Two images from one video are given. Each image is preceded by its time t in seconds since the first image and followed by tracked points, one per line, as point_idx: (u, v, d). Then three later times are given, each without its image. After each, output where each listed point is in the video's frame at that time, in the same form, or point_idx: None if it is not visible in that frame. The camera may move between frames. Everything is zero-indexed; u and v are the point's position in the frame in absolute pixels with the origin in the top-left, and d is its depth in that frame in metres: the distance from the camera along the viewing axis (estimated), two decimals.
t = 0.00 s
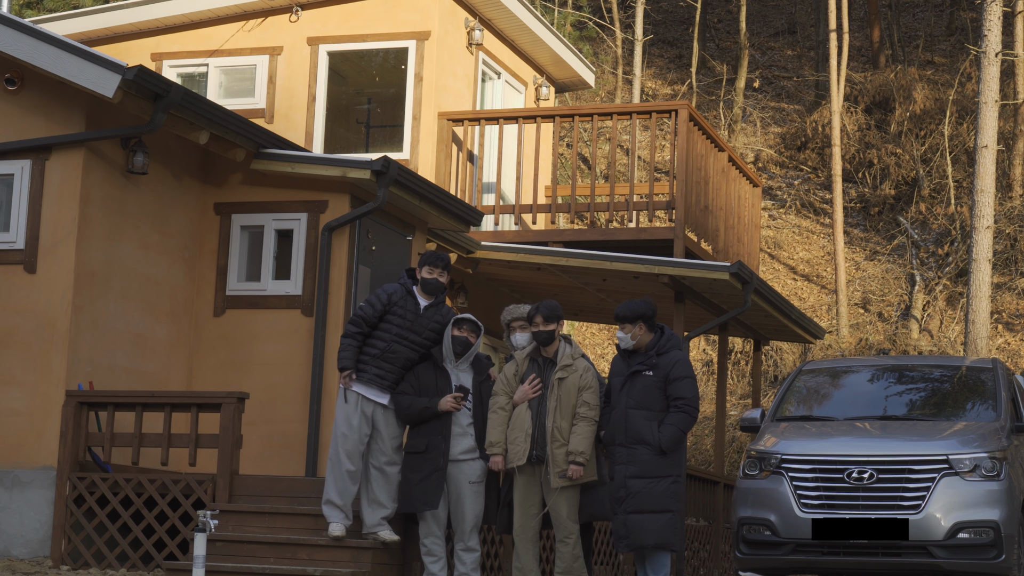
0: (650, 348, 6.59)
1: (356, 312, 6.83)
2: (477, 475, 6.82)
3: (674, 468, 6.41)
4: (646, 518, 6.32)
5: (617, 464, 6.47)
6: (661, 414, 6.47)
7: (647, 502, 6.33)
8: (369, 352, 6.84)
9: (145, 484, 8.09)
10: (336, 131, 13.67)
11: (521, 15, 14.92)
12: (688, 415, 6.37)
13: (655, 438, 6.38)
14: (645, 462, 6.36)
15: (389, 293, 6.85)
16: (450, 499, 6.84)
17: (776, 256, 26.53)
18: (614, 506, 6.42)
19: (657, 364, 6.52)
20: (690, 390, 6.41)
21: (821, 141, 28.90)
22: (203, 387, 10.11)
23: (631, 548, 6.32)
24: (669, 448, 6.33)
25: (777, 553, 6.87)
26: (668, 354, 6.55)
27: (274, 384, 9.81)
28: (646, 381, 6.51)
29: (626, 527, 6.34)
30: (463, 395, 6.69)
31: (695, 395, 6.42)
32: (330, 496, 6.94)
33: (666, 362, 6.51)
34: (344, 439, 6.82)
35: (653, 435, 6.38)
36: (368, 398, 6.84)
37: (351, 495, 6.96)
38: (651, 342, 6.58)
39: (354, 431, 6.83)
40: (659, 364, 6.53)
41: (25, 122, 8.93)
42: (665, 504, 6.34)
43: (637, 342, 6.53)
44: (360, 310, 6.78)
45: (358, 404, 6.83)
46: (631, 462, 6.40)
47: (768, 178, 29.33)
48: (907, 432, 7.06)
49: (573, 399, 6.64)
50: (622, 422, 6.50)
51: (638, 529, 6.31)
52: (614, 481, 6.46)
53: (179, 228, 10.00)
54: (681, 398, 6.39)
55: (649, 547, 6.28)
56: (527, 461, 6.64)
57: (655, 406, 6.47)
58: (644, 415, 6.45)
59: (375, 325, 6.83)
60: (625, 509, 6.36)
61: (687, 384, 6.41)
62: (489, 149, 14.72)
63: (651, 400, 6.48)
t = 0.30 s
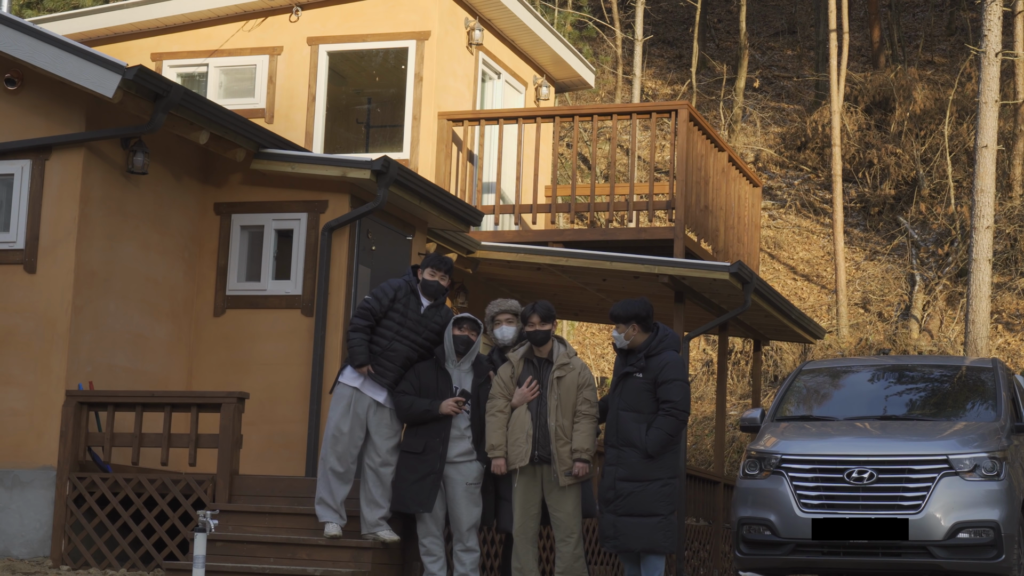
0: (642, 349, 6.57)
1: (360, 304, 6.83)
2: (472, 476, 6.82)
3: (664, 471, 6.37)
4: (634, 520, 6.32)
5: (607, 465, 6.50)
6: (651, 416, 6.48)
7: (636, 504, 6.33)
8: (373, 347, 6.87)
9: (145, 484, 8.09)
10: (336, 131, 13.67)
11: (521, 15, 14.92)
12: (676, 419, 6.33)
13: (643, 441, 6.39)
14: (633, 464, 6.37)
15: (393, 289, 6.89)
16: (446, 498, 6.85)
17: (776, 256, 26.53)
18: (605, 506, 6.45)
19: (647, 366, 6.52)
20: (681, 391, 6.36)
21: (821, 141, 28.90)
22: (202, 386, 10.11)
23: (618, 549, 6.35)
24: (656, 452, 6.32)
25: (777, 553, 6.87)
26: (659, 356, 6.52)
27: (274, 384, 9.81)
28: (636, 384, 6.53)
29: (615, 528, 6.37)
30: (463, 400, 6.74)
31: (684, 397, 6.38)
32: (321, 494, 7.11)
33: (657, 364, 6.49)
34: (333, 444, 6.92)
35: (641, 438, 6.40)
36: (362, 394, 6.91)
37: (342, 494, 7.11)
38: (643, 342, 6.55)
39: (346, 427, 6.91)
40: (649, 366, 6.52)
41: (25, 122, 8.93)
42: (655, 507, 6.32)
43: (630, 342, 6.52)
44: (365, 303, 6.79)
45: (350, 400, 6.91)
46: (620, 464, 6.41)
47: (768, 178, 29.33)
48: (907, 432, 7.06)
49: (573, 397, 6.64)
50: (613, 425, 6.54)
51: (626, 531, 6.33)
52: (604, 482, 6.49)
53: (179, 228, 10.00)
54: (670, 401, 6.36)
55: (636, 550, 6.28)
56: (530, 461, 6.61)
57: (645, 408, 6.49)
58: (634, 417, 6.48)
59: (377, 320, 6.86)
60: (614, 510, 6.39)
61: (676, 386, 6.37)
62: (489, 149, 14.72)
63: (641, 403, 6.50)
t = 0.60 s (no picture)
0: (631, 349, 6.57)
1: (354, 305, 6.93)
2: (468, 477, 6.81)
3: (654, 470, 6.37)
4: (627, 521, 6.32)
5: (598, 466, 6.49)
6: (640, 416, 6.47)
7: (628, 504, 6.32)
8: (366, 345, 6.91)
9: (145, 484, 8.09)
10: (336, 131, 13.66)
11: (521, 15, 14.92)
12: (665, 418, 6.33)
13: (632, 440, 6.38)
14: (623, 464, 6.37)
15: (383, 287, 6.96)
16: (444, 500, 6.85)
17: (776, 256, 26.54)
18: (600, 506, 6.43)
19: (636, 365, 6.51)
20: (667, 390, 6.38)
21: (821, 141, 28.90)
22: (202, 386, 10.11)
23: (612, 550, 6.35)
24: (645, 452, 6.32)
25: (777, 553, 6.87)
26: (648, 355, 6.52)
27: (274, 384, 9.81)
28: (625, 384, 6.52)
29: (608, 529, 6.36)
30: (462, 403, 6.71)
31: (673, 396, 6.39)
32: (325, 498, 7.03)
33: (646, 363, 6.49)
34: (342, 445, 6.87)
35: (630, 437, 6.39)
36: (369, 398, 6.86)
37: (346, 497, 7.06)
38: (632, 342, 6.56)
39: (355, 431, 6.86)
40: (638, 367, 6.51)
41: (25, 122, 8.92)
42: (645, 506, 6.32)
43: (620, 342, 6.53)
44: (357, 305, 6.87)
45: (358, 403, 6.85)
46: (610, 465, 6.41)
47: (768, 178, 29.33)
48: (907, 432, 7.06)
49: (569, 394, 6.63)
50: (603, 425, 6.52)
51: (619, 531, 6.32)
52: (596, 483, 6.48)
53: (179, 228, 10.00)
54: (659, 400, 6.36)
55: (629, 550, 6.29)
56: (530, 461, 6.61)
57: (634, 408, 6.48)
58: (623, 418, 6.47)
59: (371, 317, 6.92)
60: (607, 511, 6.38)
61: (665, 386, 6.38)
62: (489, 148, 14.72)
63: (630, 403, 6.49)
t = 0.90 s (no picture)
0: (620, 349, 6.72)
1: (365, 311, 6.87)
2: (470, 477, 6.81)
3: (659, 464, 6.57)
4: (640, 517, 6.46)
5: (601, 467, 6.55)
6: (640, 412, 6.63)
7: (639, 501, 6.47)
8: (372, 346, 6.88)
9: (145, 484, 8.09)
10: (336, 131, 13.66)
11: (521, 15, 14.92)
12: (667, 410, 6.52)
13: (639, 436, 6.53)
14: (632, 461, 6.50)
15: (395, 292, 6.89)
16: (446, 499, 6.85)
17: (776, 256, 26.54)
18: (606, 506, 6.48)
19: (631, 363, 6.68)
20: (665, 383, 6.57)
21: (821, 141, 28.90)
22: (202, 386, 10.11)
23: (625, 549, 6.44)
24: (654, 445, 6.50)
25: (777, 553, 6.87)
26: (639, 352, 6.72)
27: (274, 384, 9.81)
28: (623, 382, 6.66)
29: (620, 528, 6.44)
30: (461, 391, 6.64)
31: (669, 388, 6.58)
32: (325, 494, 7.00)
33: (639, 360, 6.68)
34: (345, 441, 6.86)
35: (637, 433, 6.54)
36: (372, 399, 6.85)
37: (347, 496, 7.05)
38: (620, 342, 6.71)
39: (359, 431, 6.85)
40: (632, 363, 6.68)
41: (25, 123, 8.92)
42: (656, 502, 6.50)
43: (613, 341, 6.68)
44: (368, 308, 6.84)
45: (362, 403, 6.83)
46: (618, 464, 6.52)
47: (768, 178, 29.33)
48: (907, 432, 7.06)
49: (561, 394, 6.61)
50: (603, 425, 6.59)
51: (631, 529, 6.45)
52: (600, 483, 6.53)
53: (179, 229, 10.00)
54: (658, 393, 6.54)
55: (647, 546, 6.43)
56: (519, 461, 6.60)
57: (633, 405, 6.63)
58: (625, 415, 6.60)
59: (381, 321, 6.87)
60: (617, 510, 6.46)
61: (661, 377, 6.58)
62: (489, 148, 14.72)
63: (629, 400, 6.63)
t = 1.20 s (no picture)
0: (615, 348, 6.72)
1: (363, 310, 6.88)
2: (468, 478, 6.81)
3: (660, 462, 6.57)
4: (642, 516, 6.45)
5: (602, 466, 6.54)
6: (639, 411, 6.61)
7: (642, 500, 6.45)
8: (370, 347, 6.89)
9: (145, 484, 8.09)
10: (336, 131, 13.66)
11: (521, 15, 14.93)
12: (665, 406, 6.51)
13: (640, 434, 6.51)
14: (634, 460, 6.48)
15: (393, 293, 6.89)
16: (444, 500, 6.86)
17: (776, 256, 26.54)
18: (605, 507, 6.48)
19: (626, 361, 6.67)
20: (661, 381, 6.57)
21: (821, 141, 28.90)
22: (202, 386, 10.11)
23: (630, 549, 6.40)
24: (655, 442, 6.49)
25: (777, 553, 6.87)
26: (635, 350, 6.73)
27: (274, 384, 9.81)
28: (621, 381, 6.65)
29: (624, 528, 6.42)
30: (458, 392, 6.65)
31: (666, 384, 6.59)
32: (325, 495, 7.02)
33: (634, 358, 6.68)
34: (342, 441, 6.88)
35: (637, 432, 6.52)
36: (370, 399, 6.86)
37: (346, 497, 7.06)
38: (614, 343, 6.72)
39: (356, 431, 6.87)
40: (626, 362, 6.68)
41: (25, 122, 8.92)
42: (659, 500, 6.50)
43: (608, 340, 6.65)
44: (365, 309, 6.85)
45: (359, 403, 6.85)
46: (620, 463, 6.49)
47: (768, 178, 29.33)
48: (907, 432, 7.06)
49: (558, 394, 6.58)
50: (602, 425, 6.57)
51: (634, 528, 6.42)
52: (602, 483, 6.52)
53: (179, 229, 10.00)
54: (654, 390, 6.55)
55: (652, 544, 6.41)
56: (517, 461, 6.62)
57: (632, 404, 6.62)
58: (624, 414, 6.58)
59: (378, 321, 6.88)
60: (620, 509, 6.44)
61: (658, 375, 6.58)
62: (489, 148, 14.73)
63: (628, 399, 6.62)
